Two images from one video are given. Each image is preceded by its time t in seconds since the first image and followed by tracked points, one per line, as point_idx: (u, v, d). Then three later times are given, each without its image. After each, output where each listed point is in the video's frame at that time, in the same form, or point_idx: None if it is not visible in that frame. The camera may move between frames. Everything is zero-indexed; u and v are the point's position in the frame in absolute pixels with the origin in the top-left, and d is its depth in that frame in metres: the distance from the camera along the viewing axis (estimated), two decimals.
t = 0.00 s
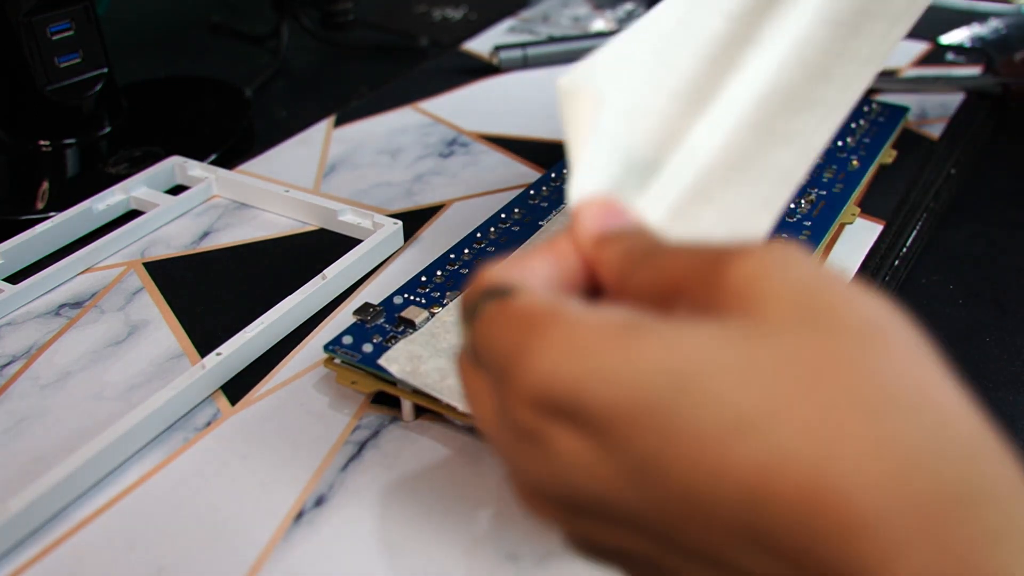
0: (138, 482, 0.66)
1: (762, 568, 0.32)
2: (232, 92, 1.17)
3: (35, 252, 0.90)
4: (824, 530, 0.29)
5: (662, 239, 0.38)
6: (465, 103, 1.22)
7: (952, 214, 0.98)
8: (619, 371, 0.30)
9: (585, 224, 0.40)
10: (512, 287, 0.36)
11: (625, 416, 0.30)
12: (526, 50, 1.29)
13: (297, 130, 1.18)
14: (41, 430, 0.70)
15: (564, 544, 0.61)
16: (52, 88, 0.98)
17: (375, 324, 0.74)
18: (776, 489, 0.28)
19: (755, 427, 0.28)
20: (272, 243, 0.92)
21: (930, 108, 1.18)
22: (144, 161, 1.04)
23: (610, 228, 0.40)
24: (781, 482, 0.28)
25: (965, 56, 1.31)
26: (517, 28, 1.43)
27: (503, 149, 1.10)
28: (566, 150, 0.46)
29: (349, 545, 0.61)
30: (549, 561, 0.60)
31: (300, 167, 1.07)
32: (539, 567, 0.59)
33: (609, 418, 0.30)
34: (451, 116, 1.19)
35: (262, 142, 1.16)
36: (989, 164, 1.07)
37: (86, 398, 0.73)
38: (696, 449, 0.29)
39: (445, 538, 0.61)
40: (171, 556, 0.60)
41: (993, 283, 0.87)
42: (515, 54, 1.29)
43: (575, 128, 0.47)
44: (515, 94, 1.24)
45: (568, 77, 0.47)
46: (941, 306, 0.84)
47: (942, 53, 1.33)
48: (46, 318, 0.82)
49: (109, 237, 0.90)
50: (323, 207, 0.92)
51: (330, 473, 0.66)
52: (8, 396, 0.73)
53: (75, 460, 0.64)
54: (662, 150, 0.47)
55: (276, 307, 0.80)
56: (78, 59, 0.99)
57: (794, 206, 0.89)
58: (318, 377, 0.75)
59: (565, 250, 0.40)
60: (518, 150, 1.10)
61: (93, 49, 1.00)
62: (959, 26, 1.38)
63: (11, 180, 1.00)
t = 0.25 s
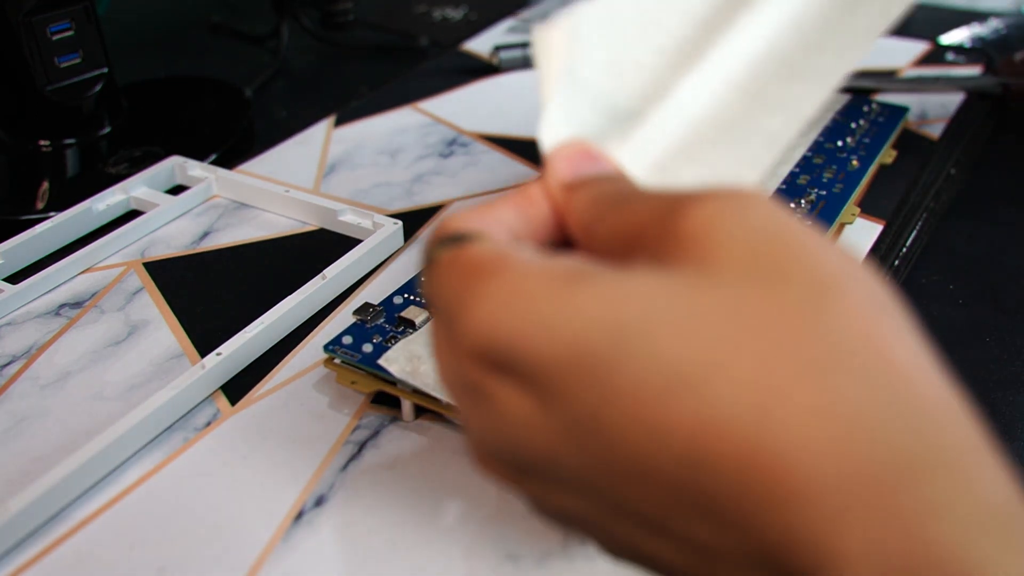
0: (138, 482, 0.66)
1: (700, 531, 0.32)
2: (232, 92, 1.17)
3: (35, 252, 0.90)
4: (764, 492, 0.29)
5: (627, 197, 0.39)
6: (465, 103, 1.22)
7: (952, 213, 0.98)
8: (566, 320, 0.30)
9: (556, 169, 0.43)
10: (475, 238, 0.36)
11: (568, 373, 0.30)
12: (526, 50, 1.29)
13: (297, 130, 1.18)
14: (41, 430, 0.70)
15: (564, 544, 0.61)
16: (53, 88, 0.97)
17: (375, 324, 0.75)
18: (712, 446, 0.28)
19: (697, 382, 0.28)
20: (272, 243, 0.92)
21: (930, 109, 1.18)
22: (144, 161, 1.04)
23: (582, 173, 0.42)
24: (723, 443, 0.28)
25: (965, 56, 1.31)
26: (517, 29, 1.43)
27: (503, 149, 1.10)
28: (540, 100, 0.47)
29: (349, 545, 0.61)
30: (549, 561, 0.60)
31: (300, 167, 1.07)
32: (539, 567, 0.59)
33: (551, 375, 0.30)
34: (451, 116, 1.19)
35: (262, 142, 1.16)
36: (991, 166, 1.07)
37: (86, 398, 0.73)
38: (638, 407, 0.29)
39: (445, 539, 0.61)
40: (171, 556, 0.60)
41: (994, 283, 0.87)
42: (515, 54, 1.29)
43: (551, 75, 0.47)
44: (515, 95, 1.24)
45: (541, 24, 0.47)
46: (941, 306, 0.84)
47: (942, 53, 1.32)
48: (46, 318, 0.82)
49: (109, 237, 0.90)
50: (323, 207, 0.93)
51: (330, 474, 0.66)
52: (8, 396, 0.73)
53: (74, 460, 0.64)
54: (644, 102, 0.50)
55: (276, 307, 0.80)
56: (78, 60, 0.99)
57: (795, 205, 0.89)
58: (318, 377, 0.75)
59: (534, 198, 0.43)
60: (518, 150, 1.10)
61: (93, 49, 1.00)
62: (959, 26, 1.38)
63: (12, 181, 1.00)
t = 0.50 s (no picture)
0: (138, 481, 0.66)
1: (770, 569, 0.36)
2: (232, 93, 1.17)
3: (35, 252, 0.90)
4: (829, 523, 0.33)
5: (687, 282, 0.42)
6: (465, 103, 1.22)
7: (952, 213, 0.98)
8: (646, 369, 0.35)
9: (620, 255, 0.45)
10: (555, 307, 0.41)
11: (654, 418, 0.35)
12: (526, 50, 1.29)
13: (297, 130, 1.18)
14: (41, 430, 0.70)
15: (563, 543, 0.61)
16: (53, 88, 0.97)
17: (375, 324, 0.75)
18: (773, 477, 0.33)
19: (763, 419, 0.33)
20: (272, 243, 0.92)
21: (930, 108, 1.18)
22: (144, 161, 1.04)
23: (643, 264, 0.45)
24: (792, 475, 0.33)
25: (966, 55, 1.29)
26: (517, 29, 1.43)
27: (503, 149, 1.10)
28: (600, 193, 0.48)
29: (349, 545, 0.61)
30: (549, 561, 0.60)
31: (300, 167, 1.07)
32: (539, 567, 0.59)
33: (637, 420, 0.35)
34: (451, 116, 1.19)
35: (262, 142, 1.16)
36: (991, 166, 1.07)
37: (86, 398, 0.73)
38: (716, 443, 0.34)
39: (445, 538, 0.61)
40: (171, 555, 0.60)
41: (994, 283, 0.87)
42: (515, 54, 1.29)
43: (609, 168, 0.48)
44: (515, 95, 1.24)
45: (600, 119, 0.47)
46: (941, 305, 0.84)
47: (943, 53, 1.30)
48: (46, 318, 0.82)
49: (109, 237, 0.90)
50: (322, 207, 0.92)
51: (330, 474, 0.66)
52: (8, 396, 0.73)
53: (74, 460, 0.64)
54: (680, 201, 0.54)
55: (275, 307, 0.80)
56: (78, 59, 0.98)
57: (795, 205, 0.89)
58: (318, 377, 0.75)
59: (599, 279, 0.46)
60: (518, 150, 1.10)
61: (93, 49, 1.00)
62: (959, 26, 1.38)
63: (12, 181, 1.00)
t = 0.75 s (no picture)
0: (139, 481, 0.66)
1: None
2: (232, 93, 1.17)
3: (35, 252, 0.90)
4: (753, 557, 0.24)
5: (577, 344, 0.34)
6: (465, 103, 1.22)
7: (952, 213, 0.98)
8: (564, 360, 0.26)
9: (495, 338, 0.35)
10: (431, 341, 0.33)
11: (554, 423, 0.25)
12: (526, 50, 1.29)
13: (297, 130, 1.18)
14: (41, 430, 0.70)
15: (564, 543, 0.61)
16: (53, 88, 0.97)
17: (380, 314, 0.74)
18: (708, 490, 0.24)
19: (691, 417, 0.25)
20: (272, 242, 0.92)
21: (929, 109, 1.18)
22: (144, 161, 1.04)
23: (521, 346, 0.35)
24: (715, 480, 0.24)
25: (965, 56, 1.30)
26: (517, 29, 1.43)
27: (503, 149, 1.10)
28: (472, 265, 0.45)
29: (350, 545, 0.61)
30: (550, 561, 0.60)
31: (300, 167, 1.07)
32: (540, 567, 0.59)
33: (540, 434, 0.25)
34: (451, 116, 1.19)
35: (262, 142, 1.16)
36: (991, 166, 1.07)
37: (86, 398, 0.73)
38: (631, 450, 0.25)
39: (445, 538, 0.61)
40: (171, 555, 0.60)
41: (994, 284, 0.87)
42: (515, 54, 1.29)
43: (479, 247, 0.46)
44: (515, 95, 1.24)
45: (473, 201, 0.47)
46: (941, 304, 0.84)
47: (942, 53, 1.31)
48: (46, 318, 0.82)
49: (109, 237, 0.90)
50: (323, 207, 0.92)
51: (330, 474, 0.66)
52: (8, 396, 0.73)
53: (75, 460, 0.64)
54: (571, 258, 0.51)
55: (275, 307, 0.80)
56: (78, 59, 0.98)
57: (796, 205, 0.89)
58: (319, 377, 0.75)
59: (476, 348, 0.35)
60: (518, 150, 1.10)
61: (93, 49, 0.99)
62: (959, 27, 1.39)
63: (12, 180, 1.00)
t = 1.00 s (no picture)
0: (138, 482, 0.66)
1: None
2: (232, 93, 1.17)
3: (35, 252, 0.90)
4: None
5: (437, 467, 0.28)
6: (465, 103, 1.22)
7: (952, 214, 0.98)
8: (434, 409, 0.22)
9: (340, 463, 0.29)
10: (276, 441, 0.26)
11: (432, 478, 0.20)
12: (526, 50, 1.29)
13: (297, 130, 1.17)
14: (41, 430, 0.70)
15: (564, 543, 0.61)
16: (53, 87, 0.97)
17: (380, 315, 0.74)
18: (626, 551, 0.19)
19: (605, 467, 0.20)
20: (272, 243, 0.92)
21: (930, 108, 1.18)
22: (144, 161, 1.05)
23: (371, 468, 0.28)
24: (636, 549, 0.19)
25: (965, 56, 1.30)
26: (517, 29, 1.43)
27: (503, 149, 1.10)
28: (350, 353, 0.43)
29: (350, 545, 0.61)
30: (549, 561, 0.60)
31: (300, 167, 1.07)
32: (539, 567, 0.59)
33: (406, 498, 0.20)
34: (451, 116, 1.19)
35: (262, 142, 1.16)
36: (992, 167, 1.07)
37: (86, 398, 0.73)
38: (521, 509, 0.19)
39: (445, 539, 0.61)
40: (171, 556, 0.60)
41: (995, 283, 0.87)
42: (515, 54, 1.29)
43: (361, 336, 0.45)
44: (515, 95, 1.24)
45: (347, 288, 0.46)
46: (941, 306, 0.84)
47: (942, 53, 1.31)
48: (46, 318, 0.82)
49: (109, 237, 0.90)
50: (323, 207, 0.92)
51: (330, 474, 0.66)
52: (8, 396, 0.73)
53: (75, 460, 0.64)
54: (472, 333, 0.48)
55: (275, 307, 0.80)
56: (78, 59, 0.98)
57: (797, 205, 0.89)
58: (319, 377, 0.75)
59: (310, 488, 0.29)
60: (518, 150, 1.10)
61: (93, 49, 0.99)
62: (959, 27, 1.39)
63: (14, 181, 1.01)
